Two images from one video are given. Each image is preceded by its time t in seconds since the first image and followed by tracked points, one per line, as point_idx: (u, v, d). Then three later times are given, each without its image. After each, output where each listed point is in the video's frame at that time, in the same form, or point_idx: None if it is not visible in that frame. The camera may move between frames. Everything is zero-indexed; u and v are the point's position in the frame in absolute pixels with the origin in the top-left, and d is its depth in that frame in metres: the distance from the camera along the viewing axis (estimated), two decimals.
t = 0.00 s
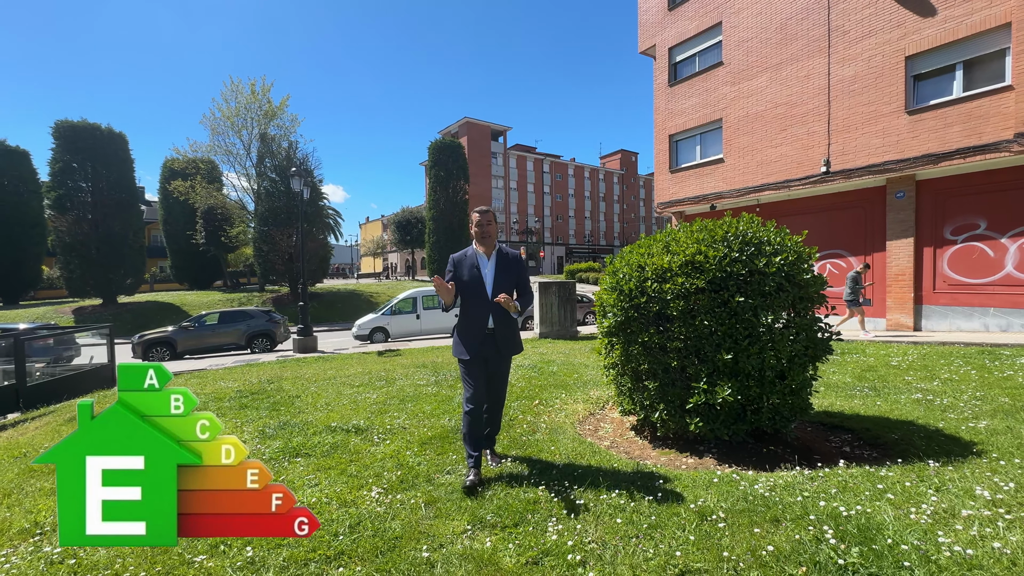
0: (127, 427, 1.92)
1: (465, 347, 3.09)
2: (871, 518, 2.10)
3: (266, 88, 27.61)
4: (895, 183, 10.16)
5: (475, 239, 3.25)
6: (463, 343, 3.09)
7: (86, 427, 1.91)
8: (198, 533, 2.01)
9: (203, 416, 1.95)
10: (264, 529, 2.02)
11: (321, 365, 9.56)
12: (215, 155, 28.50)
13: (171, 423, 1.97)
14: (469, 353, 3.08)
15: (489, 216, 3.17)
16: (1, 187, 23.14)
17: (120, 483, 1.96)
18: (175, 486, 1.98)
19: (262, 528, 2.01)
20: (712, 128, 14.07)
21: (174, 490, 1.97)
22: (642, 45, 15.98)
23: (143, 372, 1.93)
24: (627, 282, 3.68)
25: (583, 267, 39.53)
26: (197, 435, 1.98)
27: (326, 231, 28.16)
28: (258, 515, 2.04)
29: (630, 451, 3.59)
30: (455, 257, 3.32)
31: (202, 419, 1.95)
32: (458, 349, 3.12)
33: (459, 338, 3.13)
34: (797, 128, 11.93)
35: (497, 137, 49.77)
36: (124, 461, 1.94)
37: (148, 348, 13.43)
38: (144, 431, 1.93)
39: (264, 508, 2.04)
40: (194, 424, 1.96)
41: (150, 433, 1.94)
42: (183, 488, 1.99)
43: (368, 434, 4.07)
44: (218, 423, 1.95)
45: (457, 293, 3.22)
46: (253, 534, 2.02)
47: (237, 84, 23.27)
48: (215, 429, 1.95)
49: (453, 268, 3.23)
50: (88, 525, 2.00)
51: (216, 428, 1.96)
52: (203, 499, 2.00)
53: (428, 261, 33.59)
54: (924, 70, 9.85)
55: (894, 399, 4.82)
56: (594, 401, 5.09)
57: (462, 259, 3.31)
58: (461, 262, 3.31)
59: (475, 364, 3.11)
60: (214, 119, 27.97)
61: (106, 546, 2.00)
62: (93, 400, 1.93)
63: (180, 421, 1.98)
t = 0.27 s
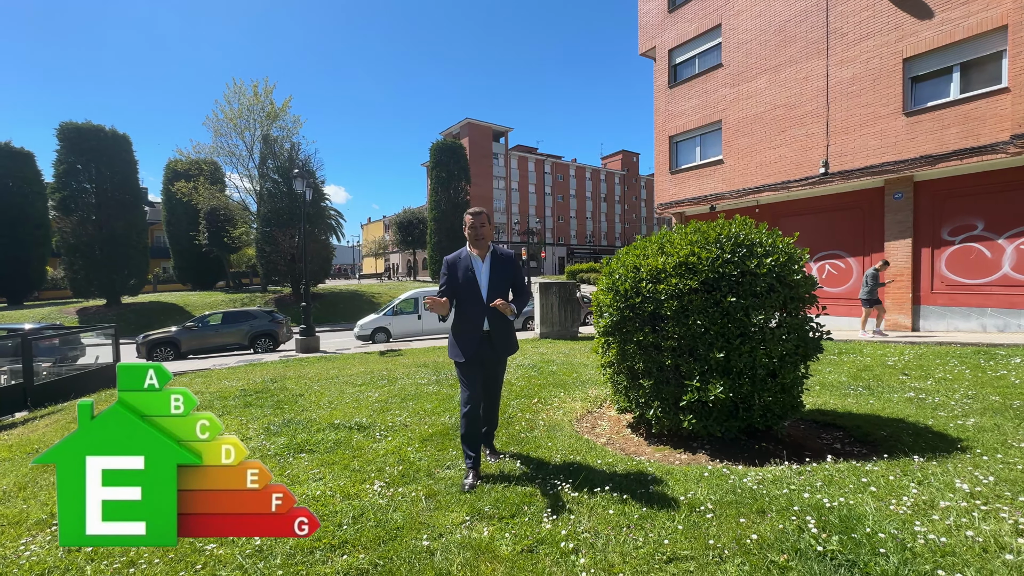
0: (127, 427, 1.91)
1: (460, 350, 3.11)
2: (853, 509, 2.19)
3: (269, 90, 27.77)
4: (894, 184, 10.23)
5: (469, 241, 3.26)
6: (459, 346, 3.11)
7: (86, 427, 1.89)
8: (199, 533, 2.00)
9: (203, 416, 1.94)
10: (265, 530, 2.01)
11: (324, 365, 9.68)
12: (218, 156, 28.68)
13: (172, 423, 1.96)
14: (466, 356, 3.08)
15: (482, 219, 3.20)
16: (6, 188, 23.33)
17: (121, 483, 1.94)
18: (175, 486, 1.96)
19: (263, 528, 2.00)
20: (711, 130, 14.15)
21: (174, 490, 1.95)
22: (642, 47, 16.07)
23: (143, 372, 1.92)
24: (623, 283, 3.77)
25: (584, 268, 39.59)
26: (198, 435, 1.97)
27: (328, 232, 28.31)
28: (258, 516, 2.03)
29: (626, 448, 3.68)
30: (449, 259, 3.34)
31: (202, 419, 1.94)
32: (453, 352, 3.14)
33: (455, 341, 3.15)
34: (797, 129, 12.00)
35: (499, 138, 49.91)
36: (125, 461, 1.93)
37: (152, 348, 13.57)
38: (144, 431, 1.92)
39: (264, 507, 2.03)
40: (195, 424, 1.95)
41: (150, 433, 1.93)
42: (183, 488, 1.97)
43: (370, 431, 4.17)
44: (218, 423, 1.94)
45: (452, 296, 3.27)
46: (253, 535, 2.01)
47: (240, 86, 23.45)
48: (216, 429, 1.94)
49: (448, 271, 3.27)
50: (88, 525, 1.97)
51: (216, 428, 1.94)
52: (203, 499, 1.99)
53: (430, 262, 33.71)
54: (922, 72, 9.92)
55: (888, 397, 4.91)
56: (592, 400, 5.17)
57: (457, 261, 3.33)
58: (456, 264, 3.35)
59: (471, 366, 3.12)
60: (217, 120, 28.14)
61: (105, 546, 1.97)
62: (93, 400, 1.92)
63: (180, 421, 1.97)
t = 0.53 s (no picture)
0: (127, 427, 1.92)
1: (452, 349, 3.12)
2: (834, 501, 2.27)
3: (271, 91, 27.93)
4: (892, 185, 10.29)
5: (459, 237, 3.26)
6: (450, 345, 3.12)
7: (86, 427, 1.90)
8: (199, 532, 2.01)
9: (203, 416, 1.95)
10: (265, 530, 2.02)
11: (325, 365, 9.78)
12: (220, 157, 28.84)
13: (172, 423, 1.97)
14: (458, 355, 3.10)
15: (472, 214, 3.19)
16: (11, 189, 23.52)
17: (121, 483, 1.95)
18: (176, 486, 1.97)
19: (263, 528, 2.00)
20: (711, 131, 14.22)
21: (174, 490, 1.96)
22: (642, 48, 16.15)
23: (143, 371, 1.94)
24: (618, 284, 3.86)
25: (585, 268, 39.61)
26: (197, 435, 1.98)
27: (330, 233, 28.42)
28: (258, 516, 2.03)
29: (620, 445, 3.77)
30: (438, 256, 3.34)
31: (202, 419, 1.95)
32: (445, 351, 3.15)
33: (446, 340, 3.16)
34: (795, 130, 12.06)
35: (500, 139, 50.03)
36: (125, 461, 1.94)
37: (155, 348, 13.69)
38: (144, 431, 1.93)
39: (264, 508, 2.04)
40: (195, 424, 1.96)
41: (150, 433, 1.94)
42: (183, 488, 1.98)
43: (370, 429, 4.26)
44: (218, 423, 1.95)
45: (443, 293, 3.25)
46: (253, 535, 2.01)
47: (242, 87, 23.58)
48: (216, 429, 1.95)
49: (437, 268, 3.27)
50: (88, 525, 1.99)
51: (216, 428, 1.95)
52: (203, 499, 2.00)
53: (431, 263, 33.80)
54: (919, 74, 9.98)
55: (881, 396, 4.98)
56: (589, 398, 5.26)
57: (446, 259, 3.33)
58: (445, 262, 3.35)
59: (462, 366, 3.14)
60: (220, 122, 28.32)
61: (105, 546, 1.99)
62: (93, 400, 1.93)
63: (180, 421, 1.98)
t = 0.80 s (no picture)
0: (127, 427, 1.96)
1: (448, 349, 3.19)
2: (820, 493, 2.36)
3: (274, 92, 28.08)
4: (890, 185, 10.36)
5: (453, 236, 3.34)
6: (446, 344, 3.19)
7: (86, 427, 1.94)
8: (199, 533, 2.05)
9: (203, 416, 1.99)
10: (264, 530, 2.06)
11: (328, 364, 9.88)
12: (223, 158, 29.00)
13: (172, 424, 2.01)
14: (454, 353, 3.16)
15: (466, 213, 3.27)
16: (16, 190, 23.70)
17: (121, 482, 1.99)
18: (175, 486, 2.02)
19: (262, 528, 2.05)
20: (711, 132, 14.28)
21: (173, 490, 2.00)
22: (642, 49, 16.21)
23: (143, 372, 1.98)
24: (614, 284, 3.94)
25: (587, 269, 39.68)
26: (197, 435, 2.02)
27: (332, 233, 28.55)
28: (258, 516, 2.08)
29: (617, 441, 3.86)
30: (432, 255, 3.41)
31: (202, 420, 1.99)
32: (441, 350, 3.22)
33: (442, 340, 3.23)
34: (795, 131, 12.12)
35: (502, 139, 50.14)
36: (125, 461, 1.98)
37: (160, 347, 13.82)
38: (143, 432, 1.97)
39: (263, 507, 2.09)
40: (194, 424, 2.00)
41: (149, 433, 1.98)
42: (183, 488, 2.02)
43: (372, 425, 4.36)
44: (218, 423, 1.99)
45: (437, 291, 3.32)
46: (252, 535, 2.06)
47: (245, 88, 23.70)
48: (215, 429, 1.99)
49: (432, 267, 3.35)
50: (88, 525, 2.03)
51: (215, 428, 2.00)
52: (202, 499, 2.04)
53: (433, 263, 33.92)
54: (918, 75, 10.03)
55: (875, 394, 5.06)
56: (588, 396, 5.35)
57: (440, 258, 3.40)
58: (440, 261, 3.43)
59: (457, 365, 3.20)
60: (223, 123, 28.51)
61: (105, 545, 2.04)
62: (93, 400, 1.97)
63: (180, 421, 2.02)
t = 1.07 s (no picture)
0: (127, 427, 1.98)
1: (448, 348, 3.28)
2: (808, 485, 2.45)
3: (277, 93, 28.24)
4: (890, 186, 10.41)
5: (453, 236, 3.44)
6: (446, 344, 3.28)
7: (86, 427, 1.97)
8: (199, 533, 2.08)
9: (203, 416, 2.02)
10: (264, 530, 2.10)
11: (331, 363, 9.99)
12: (227, 159, 29.17)
13: (172, 424, 2.04)
14: (455, 353, 3.24)
15: (466, 213, 3.36)
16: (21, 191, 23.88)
17: (121, 482, 2.02)
18: (175, 486, 2.04)
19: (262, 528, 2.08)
20: (711, 133, 14.35)
21: (173, 490, 2.03)
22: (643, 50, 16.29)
23: (144, 372, 2.01)
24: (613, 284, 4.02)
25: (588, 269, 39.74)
26: (197, 435, 2.05)
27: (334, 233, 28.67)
28: (259, 516, 2.11)
29: (615, 438, 3.94)
30: (433, 255, 3.50)
31: (202, 420, 2.01)
32: (441, 350, 3.32)
33: (443, 340, 3.31)
34: (795, 132, 12.19)
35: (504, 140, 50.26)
36: (124, 461, 2.00)
37: (165, 347, 13.95)
38: (143, 432, 1.99)
39: (263, 507, 2.11)
40: (194, 424, 2.03)
41: (149, 433, 2.00)
42: (183, 488, 2.05)
43: (376, 422, 4.46)
44: (218, 423, 2.01)
45: (438, 290, 3.41)
46: (252, 534, 2.09)
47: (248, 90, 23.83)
48: (215, 429, 2.01)
49: (432, 267, 3.43)
50: (88, 525, 2.06)
51: (215, 428, 2.02)
52: (202, 499, 2.07)
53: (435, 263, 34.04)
54: (917, 76, 10.08)
55: (871, 393, 5.14)
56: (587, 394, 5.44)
57: (441, 258, 3.49)
58: (440, 261, 3.51)
59: (458, 364, 3.29)
60: (227, 124, 28.68)
61: (105, 545, 2.07)
62: (93, 400, 1.99)
63: (180, 421, 2.05)
